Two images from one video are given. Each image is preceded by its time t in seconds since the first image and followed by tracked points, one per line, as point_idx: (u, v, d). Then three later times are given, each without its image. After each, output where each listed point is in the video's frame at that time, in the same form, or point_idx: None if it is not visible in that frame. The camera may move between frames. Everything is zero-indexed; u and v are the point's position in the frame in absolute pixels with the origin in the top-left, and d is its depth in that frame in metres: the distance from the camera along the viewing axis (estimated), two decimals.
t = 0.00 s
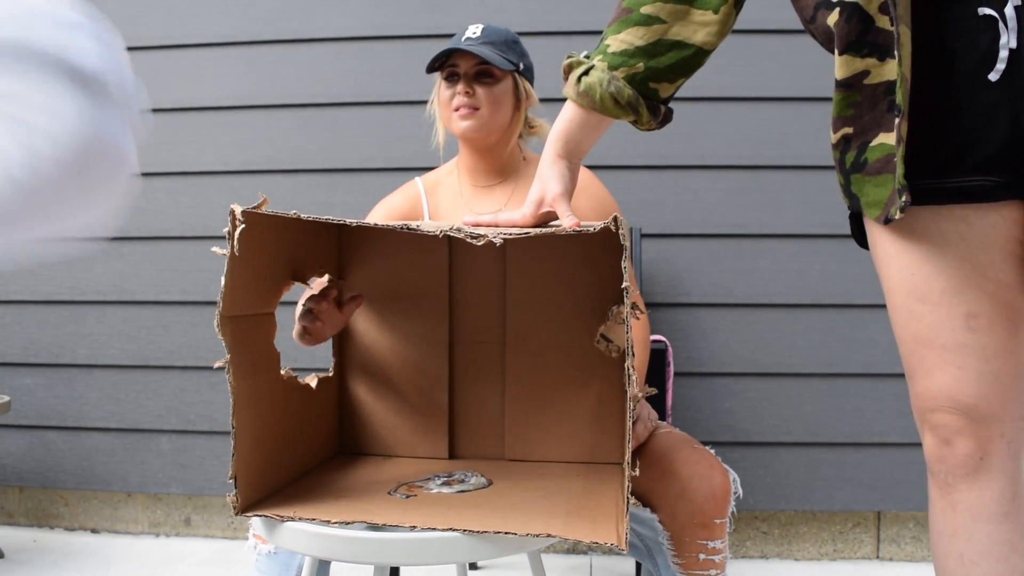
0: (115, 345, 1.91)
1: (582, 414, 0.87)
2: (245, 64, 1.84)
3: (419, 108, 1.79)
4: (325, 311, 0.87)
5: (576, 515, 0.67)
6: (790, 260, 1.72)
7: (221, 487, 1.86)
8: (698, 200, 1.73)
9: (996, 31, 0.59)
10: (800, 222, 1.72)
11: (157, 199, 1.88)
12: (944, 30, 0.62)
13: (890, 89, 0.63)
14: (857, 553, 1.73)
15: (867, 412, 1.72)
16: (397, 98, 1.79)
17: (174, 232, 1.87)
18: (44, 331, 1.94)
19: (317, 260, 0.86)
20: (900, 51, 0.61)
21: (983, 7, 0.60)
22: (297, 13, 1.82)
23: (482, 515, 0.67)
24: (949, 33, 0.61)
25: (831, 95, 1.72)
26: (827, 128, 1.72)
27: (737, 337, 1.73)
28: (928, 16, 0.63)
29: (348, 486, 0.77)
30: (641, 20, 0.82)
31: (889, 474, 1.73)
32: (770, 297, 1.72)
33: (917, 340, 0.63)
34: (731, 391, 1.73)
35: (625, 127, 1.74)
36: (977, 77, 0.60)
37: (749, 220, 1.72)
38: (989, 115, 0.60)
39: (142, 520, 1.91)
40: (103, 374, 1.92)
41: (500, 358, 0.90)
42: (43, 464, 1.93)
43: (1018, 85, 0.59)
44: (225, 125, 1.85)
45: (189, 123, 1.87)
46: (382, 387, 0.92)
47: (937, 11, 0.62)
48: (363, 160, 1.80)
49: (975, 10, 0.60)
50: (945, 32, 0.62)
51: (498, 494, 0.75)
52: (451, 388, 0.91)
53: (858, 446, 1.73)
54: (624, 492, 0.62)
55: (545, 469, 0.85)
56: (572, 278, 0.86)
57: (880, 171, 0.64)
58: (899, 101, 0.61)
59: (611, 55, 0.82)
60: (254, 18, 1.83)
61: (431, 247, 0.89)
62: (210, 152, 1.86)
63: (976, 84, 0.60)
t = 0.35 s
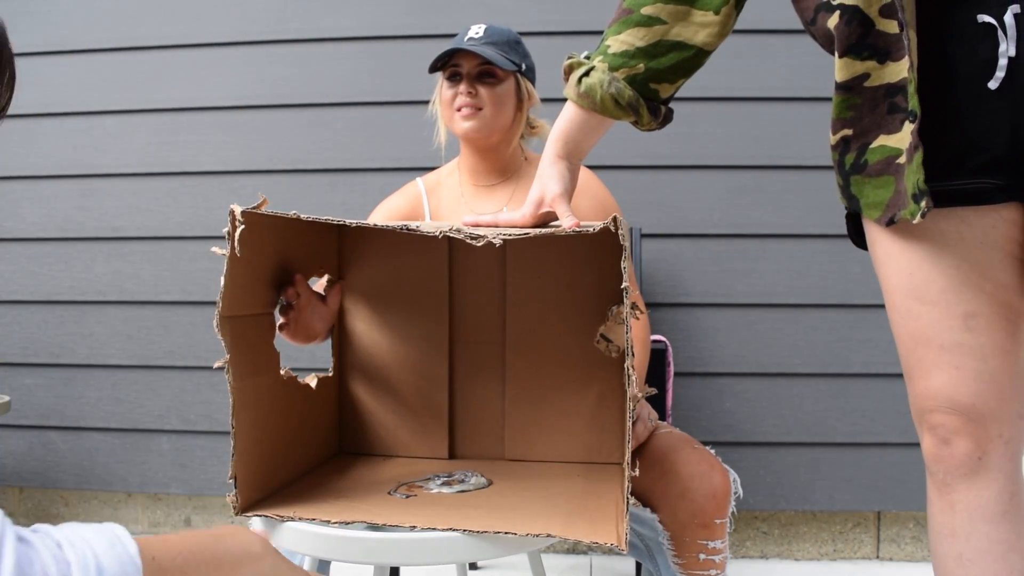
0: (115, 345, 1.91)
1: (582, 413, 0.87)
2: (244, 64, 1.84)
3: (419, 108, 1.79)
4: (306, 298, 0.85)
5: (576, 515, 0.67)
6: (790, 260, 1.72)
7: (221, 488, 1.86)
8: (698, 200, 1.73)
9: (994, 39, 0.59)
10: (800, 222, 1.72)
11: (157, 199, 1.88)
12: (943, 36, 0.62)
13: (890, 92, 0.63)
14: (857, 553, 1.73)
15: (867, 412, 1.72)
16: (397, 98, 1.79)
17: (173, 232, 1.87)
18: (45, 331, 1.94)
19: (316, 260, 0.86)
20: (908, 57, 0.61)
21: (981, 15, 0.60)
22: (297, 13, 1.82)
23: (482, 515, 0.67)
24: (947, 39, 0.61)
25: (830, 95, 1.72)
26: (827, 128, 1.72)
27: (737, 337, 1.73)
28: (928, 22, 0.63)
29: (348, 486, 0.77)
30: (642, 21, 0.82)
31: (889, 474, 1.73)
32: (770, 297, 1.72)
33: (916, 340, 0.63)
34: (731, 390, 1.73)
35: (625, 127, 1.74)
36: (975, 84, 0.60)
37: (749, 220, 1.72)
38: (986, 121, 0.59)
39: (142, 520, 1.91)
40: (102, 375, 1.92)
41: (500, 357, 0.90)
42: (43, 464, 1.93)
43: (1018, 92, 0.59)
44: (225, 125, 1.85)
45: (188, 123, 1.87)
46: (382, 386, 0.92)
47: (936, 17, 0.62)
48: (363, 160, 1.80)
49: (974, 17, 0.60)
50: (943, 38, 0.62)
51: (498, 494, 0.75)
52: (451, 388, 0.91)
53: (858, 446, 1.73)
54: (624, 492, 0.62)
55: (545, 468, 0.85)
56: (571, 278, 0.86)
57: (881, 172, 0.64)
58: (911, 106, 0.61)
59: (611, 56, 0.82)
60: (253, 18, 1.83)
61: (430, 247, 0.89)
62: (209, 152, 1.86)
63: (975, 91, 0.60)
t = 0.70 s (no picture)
0: (115, 345, 1.91)
1: (582, 414, 0.87)
2: (244, 65, 1.84)
3: (419, 108, 1.79)
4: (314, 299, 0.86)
5: (576, 515, 0.67)
6: (790, 260, 1.72)
7: (221, 488, 1.86)
8: (698, 200, 1.73)
9: (987, 43, 0.59)
10: (800, 222, 1.72)
11: (157, 199, 1.88)
12: (936, 40, 0.61)
13: (880, 102, 0.63)
14: (857, 553, 1.73)
15: (867, 412, 1.72)
16: (396, 98, 1.79)
17: (173, 232, 1.88)
18: (44, 331, 1.94)
19: (317, 260, 0.86)
20: (891, 72, 0.60)
21: (975, 18, 0.59)
22: (296, 13, 1.82)
23: (482, 515, 0.67)
24: (940, 44, 0.61)
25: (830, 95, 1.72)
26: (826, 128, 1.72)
27: (737, 337, 1.73)
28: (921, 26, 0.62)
29: (348, 486, 0.77)
30: (643, 22, 0.81)
31: (889, 474, 1.73)
32: (769, 297, 1.72)
33: (914, 341, 0.64)
34: (731, 390, 1.73)
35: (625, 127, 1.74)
36: (967, 89, 0.60)
37: (748, 220, 1.72)
38: (979, 125, 0.59)
39: (142, 520, 1.91)
40: (103, 375, 1.92)
41: (501, 358, 0.90)
42: (43, 464, 1.93)
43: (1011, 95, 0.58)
44: (225, 125, 1.85)
45: (188, 123, 1.87)
46: (382, 386, 0.92)
47: (930, 21, 0.61)
48: (363, 160, 1.80)
49: (968, 21, 0.60)
50: (936, 42, 0.61)
51: (499, 494, 0.75)
52: (451, 388, 0.91)
53: (858, 446, 1.73)
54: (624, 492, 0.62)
55: (545, 468, 0.85)
56: (571, 279, 0.86)
57: (870, 181, 0.64)
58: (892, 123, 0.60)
59: (613, 56, 0.82)
60: (253, 18, 1.83)
61: (431, 248, 0.89)
62: (209, 152, 1.86)
63: (967, 96, 0.60)
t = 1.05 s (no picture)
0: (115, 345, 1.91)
1: (582, 414, 0.87)
2: (244, 65, 1.84)
3: (419, 108, 1.79)
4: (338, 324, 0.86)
5: (576, 515, 0.67)
6: (790, 260, 1.72)
7: (222, 488, 1.86)
8: (698, 200, 1.72)
9: (990, 45, 0.59)
10: (800, 222, 1.72)
11: (157, 199, 1.88)
12: (939, 40, 0.60)
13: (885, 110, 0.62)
14: (857, 553, 1.73)
15: (867, 412, 1.72)
16: (396, 98, 1.79)
17: (173, 232, 1.88)
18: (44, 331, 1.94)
19: (317, 260, 0.86)
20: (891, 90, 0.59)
21: (979, 19, 0.59)
22: (297, 13, 1.82)
23: (482, 515, 0.67)
24: (943, 44, 0.60)
25: (830, 95, 1.72)
26: (827, 128, 1.72)
27: (737, 337, 1.73)
28: (923, 25, 0.61)
29: (348, 487, 0.77)
30: (645, 23, 0.81)
31: (889, 474, 1.73)
32: (770, 297, 1.72)
33: (913, 341, 0.64)
34: (731, 390, 1.73)
35: (625, 127, 1.74)
36: (970, 91, 0.59)
37: (748, 220, 1.72)
38: (979, 127, 0.59)
39: (142, 520, 1.91)
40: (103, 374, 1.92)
41: (500, 357, 0.90)
42: (43, 464, 1.93)
43: (1011, 98, 0.58)
44: (225, 125, 1.85)
45: (188, 123, 1.87)
46: (382, 386, 0.92)
47: (931, 21, 0.61)
48: (364, 160, 1.80)
49: (971, 22, 0.59)
50: (939, 42, 0.60)
51: (498, 494, 0.75)
52: (451, 388, 0.91)
53: (858, 446, 1.73)
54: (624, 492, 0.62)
55: (546, 468, 0.85)
56: (570, 279, 0.86)
57: (872, 186, 0.64)
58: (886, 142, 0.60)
59: (614, 57, 0.82)
60: (253, 18, 1.83)
61: (431, 248, 0.89)
62: (210, 152, 1.86)
63: (967, 98, 0.59)
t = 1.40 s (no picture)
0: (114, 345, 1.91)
1: (582, 413, 0.87)
2: (244, 65, 1.84)
3: (419, 108, 1.79)
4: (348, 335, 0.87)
5: (576, 515, 0.67)
6: (790, 260, 1.72)
7: (221, 487, 1.86)
8: (698, 200, 1.72)
9: (997, 46, 0.58)
10: (800, 222, 1.72)
11: (157, 199, 1.88)
12: (945, 41, 0.60)
13: (891, 116, 0.63)
14: (858, 553, 1.73)
15: (867, 412, 1.72)
16: (397, 98, 1.79)
17: (173, 232, 1.87)
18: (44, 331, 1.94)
19: (317, 260, 0.86)
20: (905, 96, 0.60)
21: (986, 20, 0.59)
22: (297, 13, 1.82)
23: (482, 515, 0.67)
24: (950, 45, 0.60)
25: (830, 95, 1.72)
26: (827, 128, 1.72)
27: (737, 337, 1.73)
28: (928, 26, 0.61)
29: (349, 487, 0.77)
30: (641, 23, 0.81)
31: (889, 474, 1.73)
32: (770, 297, 1.72)
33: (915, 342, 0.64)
34: (731, 390, 1.73)
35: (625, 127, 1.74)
36: (976, 92, 0.59)
37: (749, 220, 1.72)
38: (988, 128, 0.59)
39: (141, 520, 1.91)
40: (103, 374, 1.92)
41: (500, 357, 0.90)
42: (43, 464, 1.93)
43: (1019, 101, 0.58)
44: (225, 125, 1.85)
45: (188, 123, 1.87)
46: (382, 386, 0.92)
47: (934, 22, 0.61)
48: (364, 160, 1.80)
49: (978, 22, 0.59)
50: (946, 43, 0.60)
51: (498, 494, 0.75)
52: (451, 388, 0.91)
53: (858, 446, 1.73)
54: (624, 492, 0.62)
55: (546, 468, 0.85)
56: (570, 278, 0.86)
57: (878, 189, 0.65)
58: (904, 149, 0.61)
59: (610, 58, 0.82)
60: (253, 18, 1.83)
61: (431, 248, 0.89)
62: (210, 152, 1.86)
63: (974, 100, 0.59)
